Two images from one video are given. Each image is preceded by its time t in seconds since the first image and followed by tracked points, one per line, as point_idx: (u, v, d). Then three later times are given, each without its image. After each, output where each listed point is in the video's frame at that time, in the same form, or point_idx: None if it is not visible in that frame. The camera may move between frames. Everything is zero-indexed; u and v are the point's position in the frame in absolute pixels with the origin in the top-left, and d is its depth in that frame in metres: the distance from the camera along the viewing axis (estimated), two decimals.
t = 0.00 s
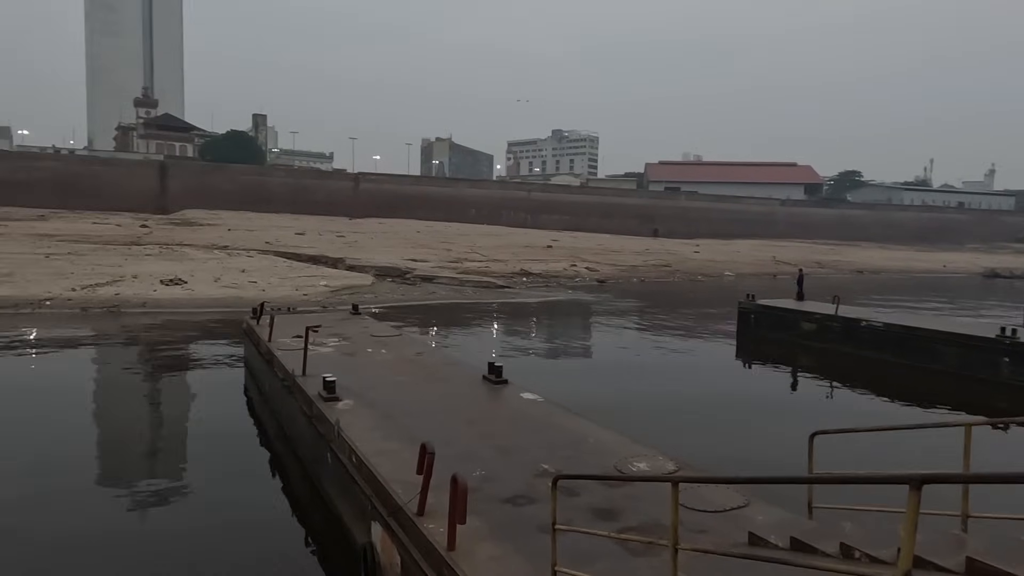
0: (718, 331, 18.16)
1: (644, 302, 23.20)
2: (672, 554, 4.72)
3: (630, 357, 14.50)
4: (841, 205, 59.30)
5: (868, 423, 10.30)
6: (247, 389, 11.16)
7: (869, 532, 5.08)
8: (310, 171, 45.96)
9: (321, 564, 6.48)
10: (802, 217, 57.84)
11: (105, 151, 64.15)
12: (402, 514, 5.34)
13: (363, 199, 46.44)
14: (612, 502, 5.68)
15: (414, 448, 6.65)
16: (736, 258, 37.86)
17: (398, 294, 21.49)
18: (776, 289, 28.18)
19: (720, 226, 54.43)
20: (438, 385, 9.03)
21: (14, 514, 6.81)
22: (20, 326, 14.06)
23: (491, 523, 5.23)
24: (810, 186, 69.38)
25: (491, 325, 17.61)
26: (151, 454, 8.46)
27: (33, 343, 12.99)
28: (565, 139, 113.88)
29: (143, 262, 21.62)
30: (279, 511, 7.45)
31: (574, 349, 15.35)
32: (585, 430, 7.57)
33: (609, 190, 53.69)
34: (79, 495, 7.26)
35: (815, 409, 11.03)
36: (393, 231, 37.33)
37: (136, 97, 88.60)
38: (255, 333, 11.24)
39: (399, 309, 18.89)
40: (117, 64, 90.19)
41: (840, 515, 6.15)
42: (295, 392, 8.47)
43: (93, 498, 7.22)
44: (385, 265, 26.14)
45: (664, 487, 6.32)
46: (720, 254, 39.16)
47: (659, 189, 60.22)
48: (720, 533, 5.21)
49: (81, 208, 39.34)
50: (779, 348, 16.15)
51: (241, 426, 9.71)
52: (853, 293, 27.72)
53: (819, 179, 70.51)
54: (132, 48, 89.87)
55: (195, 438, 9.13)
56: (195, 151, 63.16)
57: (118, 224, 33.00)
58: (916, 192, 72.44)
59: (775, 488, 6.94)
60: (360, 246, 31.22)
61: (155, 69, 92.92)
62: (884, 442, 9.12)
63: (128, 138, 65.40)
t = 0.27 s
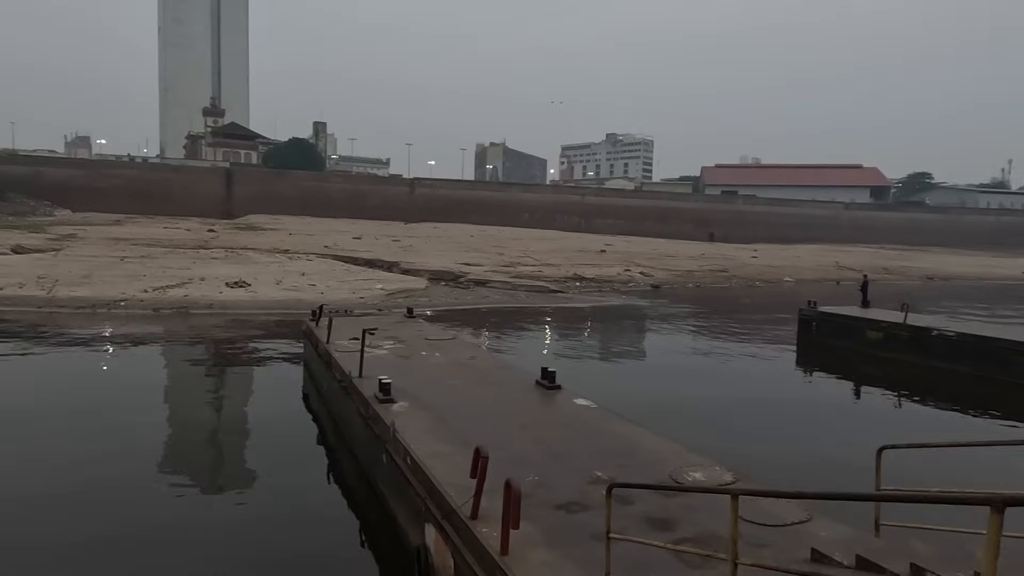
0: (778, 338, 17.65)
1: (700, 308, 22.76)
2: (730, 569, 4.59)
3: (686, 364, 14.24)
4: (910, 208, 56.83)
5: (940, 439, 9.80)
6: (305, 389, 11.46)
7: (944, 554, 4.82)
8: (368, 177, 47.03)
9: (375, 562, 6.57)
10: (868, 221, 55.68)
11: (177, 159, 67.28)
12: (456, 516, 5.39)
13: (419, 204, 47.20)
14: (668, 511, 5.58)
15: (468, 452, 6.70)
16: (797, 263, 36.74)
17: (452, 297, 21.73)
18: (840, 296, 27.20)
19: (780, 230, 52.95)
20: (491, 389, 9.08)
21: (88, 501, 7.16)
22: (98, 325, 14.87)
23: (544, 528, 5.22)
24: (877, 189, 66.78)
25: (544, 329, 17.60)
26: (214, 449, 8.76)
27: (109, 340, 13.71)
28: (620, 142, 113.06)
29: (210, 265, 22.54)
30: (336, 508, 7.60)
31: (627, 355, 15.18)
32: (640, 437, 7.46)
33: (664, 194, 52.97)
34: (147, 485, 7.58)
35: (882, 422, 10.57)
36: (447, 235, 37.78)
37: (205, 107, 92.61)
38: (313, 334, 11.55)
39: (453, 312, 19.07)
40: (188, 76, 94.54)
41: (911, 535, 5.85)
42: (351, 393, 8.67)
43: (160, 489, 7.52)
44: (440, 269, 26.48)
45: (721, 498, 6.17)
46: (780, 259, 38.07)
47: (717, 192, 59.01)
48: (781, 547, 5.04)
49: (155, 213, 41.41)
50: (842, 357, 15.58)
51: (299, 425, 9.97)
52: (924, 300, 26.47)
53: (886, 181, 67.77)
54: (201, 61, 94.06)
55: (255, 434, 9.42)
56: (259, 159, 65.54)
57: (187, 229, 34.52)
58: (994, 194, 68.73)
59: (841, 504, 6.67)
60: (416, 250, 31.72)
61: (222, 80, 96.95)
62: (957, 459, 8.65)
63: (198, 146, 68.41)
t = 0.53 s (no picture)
0: (844, 348, 16.98)
1: (761, 315, 22.12)
2: None
3: (746, 373, 13.86)
4: (989, 212, 53.83)
5: None
6: (362, 391, 11.67)
7: None
8: (425, 184, 47.79)
9: (428, 563, 6.60)
10: (942, 227, 53.05)
11: (244, 168, 69.99)
12: (511, 522, 5.38)
13: (475, 209, 47.62)
14: (728, 525, 5.43)
15: (523, 458, 6.69)
16: (864, 270, 35.31)
17: (507, 303, 21.79)
18: (912, 304, 25.97)
19: (846, 236, 51.02)
20: (546, 395, 9.05)
21: (157, 491, 7.43)
22: (169, 326, 15.56)
23: (599, 537, 5.16)
24: (952, 193, 63.56)
25: (599, 336, 17.44)
26: (274, 445, 8.99)
27: (180, 340, 14.33)
28: (678, 146, 111.35)
29: (274, 269, 23.30)
30: (393, 508, 7.67)
31: (685, 363, 14.88)
32: (698, 448, 7.30)
33: (723, 199, 51.81)
34: (210, 477, 7.83)
35: (958, 437, 10.02)
36: (503, 241, 37.95)
37: (271, 117, 96.09)
38: (372, 338, 11.80)
39: (508, 318, 19.13)
40: (255, 88, 98.33)
41: (991, 559, 5.52)
42: (408, 396, 8.80)
43: (222, 482, 7.76)
44: (495, 275, 26.61)
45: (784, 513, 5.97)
46: (846, 266, 36.69)
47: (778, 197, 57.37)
48: (848, 567, 4.84)
49: (224, 219, 43.18)
50: (914, 369, 14.87)
51: (356, 425, 10.15)
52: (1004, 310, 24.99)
53: (962, 184, 64.40)
54: (267, 73, 97.73)
55: (314, 433, 9.63)
56: (321, 166, 67.50)
57: (253, 234, 35.81)
58: None
59: (914, 524, 6.35)
60: (471, 256, 31.99)
61: (287, 91, 100.42)
62: None
63: (264, 155, 71.03)
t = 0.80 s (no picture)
0: (916, 360, 16.18)
1: (827, 324, 21.32)
2: None
3: (810, 383, 13.38)
4: None
5: None
6: (419, 396, 11.80)
7: None
8: (481, 190, 48.25)
9: (481, 567, 6.55)
10: None
11: (308, 176, 72.26)
12: (566, 530, 5.33)
13: (530, 216, 47.76)
14: (792, 542, 5.23)
15: (578, 466, 6.64)
16: (938, 278, 33.65)
17: (562, 309, 21.71)
18: (991, 314, 24.56)
19: (918, 242, 48.76)
20: (602, 403, 8.95)
21: (222, 485, 7.66)
22: (236, 328, 16.17)
23: (656, 550, 5.05)
24: None
25: (656, 343, 17.17)
26: (333, 445, 9.16)
27: (246, 341, 14.87)
28: (738, 151, 108.94)
29: (335, 275, 23.93)
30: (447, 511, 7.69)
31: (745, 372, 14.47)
32: (760, 461, 7.08)
33: (786, 204, 50.30)
34: (272, 475, 8.01)
35: None
36: (558, 247, 37.89)
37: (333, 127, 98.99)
38: (429, 343, 11.95)
39: (563, 325, 19.06)
40: (318, 99, 101.62)
41: None
42: (464, 402, 8.85)
43: (282, 479, 7.92)
44: (550, 281, 26.59)
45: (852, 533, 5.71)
46: (918, 273, 35.03)
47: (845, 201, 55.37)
48: None
49: (288, 226, 44.70)
50: (993, 383, 14.05)
51: (413, 427, 10.25)
52: None
53: None
54: (330, 84, 100.81)
55: (372, 434, 9.78)
56: (380, 174, 69.03)
57: (315, 241, 36.88)
58: None
59: (995, 549, 5.97)
60: (527, 262, 32.08)
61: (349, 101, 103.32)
62: None
63: (326, 163, 73.22)
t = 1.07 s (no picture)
0: (994, 372, 15.31)
1: (895, 333, 20.43)
2: None
3: (878, 393, 12.83)
4: None
5: None
6: (474, 401, 11.84)
7: None
8: (535, 196, 48.36)
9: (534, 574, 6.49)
10: None
11: (366, 183, 73.96)
12: (621, 540, 5.26)
13: (584, 221, 47.57)
14: (860, 561, 5.01)
15: (634, 475, 6.54)
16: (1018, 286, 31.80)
17: (617, 316, 21.51)
18: None
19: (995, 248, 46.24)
20: (658, 412, 8.81)
21: (282, 481, 7.79)
22: (297, 332, 16.63)
23: (716, 564, 4.92)
24: None
25: (713, 351, 16.80)
26: (388, 446, 9.27)
27: (305, 345, 15.22)
28: (800, 154, 105.85)
29: (392, 280, 24.36)
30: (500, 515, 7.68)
31: (808, 381, 14.00)
32: (824, 476, 6.82)
33: (851, 208, 48.53)
34: (329, 472, 8.14)
35: None
36: (612, 253, 37.59)
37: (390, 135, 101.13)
38: (483, 348, 12.03)
39: (617, 331, 18.88)
40: (377, 108, 104.08)
41: None
42: (518, 408, 8.86)
43: (339, 477, 8.04)
44: (604, 287, 26.38)
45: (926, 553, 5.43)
46: (996, 280, 33.20)
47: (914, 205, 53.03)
48: None
49: (347, 232, 45.82)
50: None
51: (467, 431, 10.28)
52: None
53: None
54: (388, 94, 103.02)
55: (427, 437, 9.86)
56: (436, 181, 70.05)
57: (372, 246, 37.68)
58: None
59: None
60: (581, 268, 31.93)
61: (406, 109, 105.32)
62: None
63: (384, 171, 74.85)
